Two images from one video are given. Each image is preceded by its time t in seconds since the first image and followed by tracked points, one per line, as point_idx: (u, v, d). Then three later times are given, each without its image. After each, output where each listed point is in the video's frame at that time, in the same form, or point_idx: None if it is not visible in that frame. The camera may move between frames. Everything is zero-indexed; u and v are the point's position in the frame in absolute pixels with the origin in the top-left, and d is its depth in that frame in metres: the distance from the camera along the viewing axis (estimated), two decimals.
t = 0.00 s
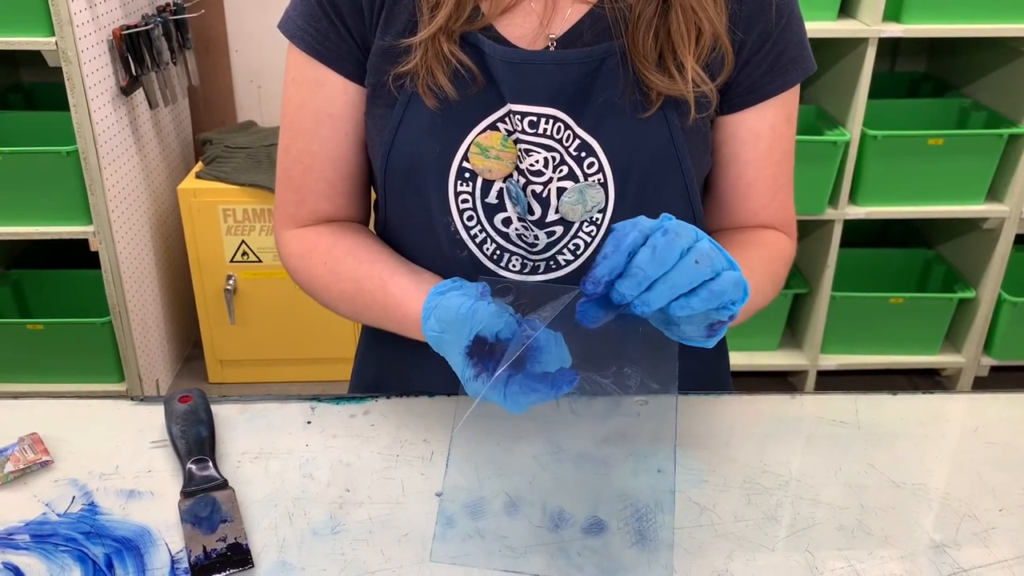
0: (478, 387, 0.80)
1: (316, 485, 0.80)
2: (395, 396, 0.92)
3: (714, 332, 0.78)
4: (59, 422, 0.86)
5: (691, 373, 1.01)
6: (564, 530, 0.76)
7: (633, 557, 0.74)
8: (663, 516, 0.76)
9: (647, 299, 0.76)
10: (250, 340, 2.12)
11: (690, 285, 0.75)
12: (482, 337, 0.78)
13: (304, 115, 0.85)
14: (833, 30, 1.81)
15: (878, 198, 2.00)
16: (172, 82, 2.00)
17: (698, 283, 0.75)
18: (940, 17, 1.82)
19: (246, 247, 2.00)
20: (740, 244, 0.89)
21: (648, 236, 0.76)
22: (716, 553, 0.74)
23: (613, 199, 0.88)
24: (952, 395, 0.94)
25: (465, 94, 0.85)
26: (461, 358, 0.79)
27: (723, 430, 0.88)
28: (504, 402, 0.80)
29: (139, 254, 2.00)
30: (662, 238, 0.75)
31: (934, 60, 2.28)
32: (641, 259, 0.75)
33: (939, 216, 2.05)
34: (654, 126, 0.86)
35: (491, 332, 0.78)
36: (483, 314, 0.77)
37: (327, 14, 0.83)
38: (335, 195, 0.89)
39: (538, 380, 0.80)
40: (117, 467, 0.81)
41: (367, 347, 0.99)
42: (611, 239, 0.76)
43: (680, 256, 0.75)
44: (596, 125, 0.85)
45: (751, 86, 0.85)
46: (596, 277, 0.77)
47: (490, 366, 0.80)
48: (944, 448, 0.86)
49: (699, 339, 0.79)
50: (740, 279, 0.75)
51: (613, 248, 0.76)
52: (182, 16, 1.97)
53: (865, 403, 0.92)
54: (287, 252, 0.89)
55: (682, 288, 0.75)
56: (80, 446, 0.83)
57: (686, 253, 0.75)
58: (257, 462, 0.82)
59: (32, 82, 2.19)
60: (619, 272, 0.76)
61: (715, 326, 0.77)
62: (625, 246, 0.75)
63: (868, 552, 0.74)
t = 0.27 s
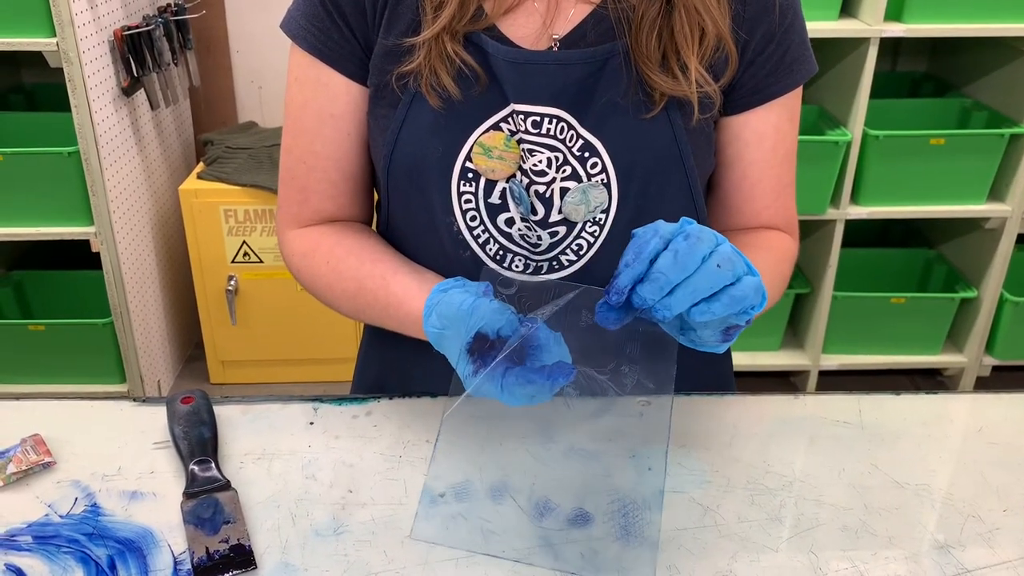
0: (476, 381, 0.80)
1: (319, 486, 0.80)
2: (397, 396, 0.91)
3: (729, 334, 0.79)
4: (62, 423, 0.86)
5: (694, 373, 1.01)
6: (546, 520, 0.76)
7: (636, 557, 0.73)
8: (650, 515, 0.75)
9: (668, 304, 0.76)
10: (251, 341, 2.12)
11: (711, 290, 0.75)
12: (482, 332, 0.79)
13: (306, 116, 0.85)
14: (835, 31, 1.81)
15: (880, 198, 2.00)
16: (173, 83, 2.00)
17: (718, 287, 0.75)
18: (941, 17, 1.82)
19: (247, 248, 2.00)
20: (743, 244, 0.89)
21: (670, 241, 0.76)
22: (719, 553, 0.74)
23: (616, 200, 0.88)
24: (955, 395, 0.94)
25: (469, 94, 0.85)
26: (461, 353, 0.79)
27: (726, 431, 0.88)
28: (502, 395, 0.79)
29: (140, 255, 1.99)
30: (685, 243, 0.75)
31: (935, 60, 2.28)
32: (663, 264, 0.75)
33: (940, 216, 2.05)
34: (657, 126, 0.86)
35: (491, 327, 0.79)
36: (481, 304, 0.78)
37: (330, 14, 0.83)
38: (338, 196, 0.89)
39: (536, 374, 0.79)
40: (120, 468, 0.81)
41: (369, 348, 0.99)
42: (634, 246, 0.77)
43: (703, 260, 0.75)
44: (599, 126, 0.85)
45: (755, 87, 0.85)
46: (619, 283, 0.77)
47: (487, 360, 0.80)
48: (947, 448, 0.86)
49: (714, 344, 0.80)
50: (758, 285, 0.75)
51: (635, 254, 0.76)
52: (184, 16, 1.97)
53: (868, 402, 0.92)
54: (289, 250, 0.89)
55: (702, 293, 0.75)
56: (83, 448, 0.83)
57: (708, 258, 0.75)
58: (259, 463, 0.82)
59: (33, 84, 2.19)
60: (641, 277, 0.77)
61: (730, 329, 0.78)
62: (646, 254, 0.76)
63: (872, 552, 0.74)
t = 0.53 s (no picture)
0: (469, 367, 0.78)
1: (318, 489, 0.80)
2: (397, 399, 0.91)
3: (725, 339, 0.79)
4: (62, 427, 0.86)
5: (694, 376, 1.00)
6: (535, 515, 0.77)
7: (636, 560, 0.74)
8: (630, 520, 0.76)
9: (665, 311, 0.76)
10: (252, 343, 2.12)
11: (708, 298, 0.75)
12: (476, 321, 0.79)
13: (306, 120, 0.85)
14: (834, 32, 1.81)
15: (880, 199, 2.00)
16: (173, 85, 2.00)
17: (715, 296, 0.75)
18: (941, 18, 1.82)
19: (247, 250, 2.00)
20: (742, 247, 0.89)
21: (671, 247, 0.76)
22: (719, 556, 0.74)
23: (615, 203, 0.88)
24: (954, 396, 0.94)
25: (469, 97, 0.85)
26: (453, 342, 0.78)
27: (725, 433, 0.88)
28: (494, 383, 0.78)
29: (141, 257, 2.00)
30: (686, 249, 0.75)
31: (936, 60, 2.28)
32: (663, 271, 0.75)
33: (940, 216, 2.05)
34: (656, 129, 0.86)
35: (486, 315, 0.79)
36: (475, 291, 0.79)
37: (330, 18, 0.83)
38: (338, 199, 0.89)
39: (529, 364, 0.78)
40: (119, 472, 0.81)
41: (368, 351, 0.99)
42: (635, 249, 0.76)
43: (702, 268, 0.75)
44: (599, 129, 0.85)
45: (754, 90, 0.85)
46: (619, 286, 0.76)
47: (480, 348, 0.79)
48: (946, 450, 0.86)
49: (714, 349, 0.80)
50: (751, 297, 0.76)
51: (636, 257, 0.75)
52: (184, 19, 1.97)
53: (868, 404, 0.92)
54: (290, 251, 0.89)
55: (700, 300, 0.75)
56: (83, 451, 0.83)
57: (707, 266, 0.75)
58: (259, 466, 0.82)
59: (33, 86, 2.19)
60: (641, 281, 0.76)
61: (728, 335, 0.78)
62: (648, 259, 0.75)
63: (872, 555, 0.74)
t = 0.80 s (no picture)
0: (466, 355, 0.76)
1: (321, 492, 0.79)
2: (399, 401, 0.91)
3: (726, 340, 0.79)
4: (64, 430, 0.86)
5: (697, 377, 1.00)
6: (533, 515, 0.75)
7: (639, 562, 0.74)
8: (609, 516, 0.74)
9: (670, 310, 0.75)
10: (254, 345, 2.12)
11: (713, 301, 0.75)
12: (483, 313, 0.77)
13: (308, 122, 0.85)
14: (836, 32, 1.80)
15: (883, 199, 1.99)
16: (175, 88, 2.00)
17: (720, 300, 0.75)
18: (943, 17, 1.82)
19: (249, 252, 2.00)
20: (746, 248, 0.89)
21: (689, 244, 0.75)
22: (722, 558, 0.74)
23: (618, 203, 0.88)
24: (958, 396, 0.93)
25: (472, 98, 0.85)
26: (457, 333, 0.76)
27: (728, 434, 0.87)
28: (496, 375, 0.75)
29: (143, 259, 2.00)
30: (702, 246, 0.75)
31: (937, 60, 2.27)
32: (677, 268, 0.74)
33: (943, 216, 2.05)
34: (660, 130, 0.86)
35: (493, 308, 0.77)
36: (478, 281, 0.77)
37: (332, 19, 0.83)
38: (340, 202, 0.89)
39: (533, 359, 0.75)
40: (122, 475, 0.81)
41: (371, 353, 0.99)
42: (656, 242, 0.76)
43: (713, 270, 0.74)
44: (602, 130, 0.86)
45: (758, 90, 0.85)
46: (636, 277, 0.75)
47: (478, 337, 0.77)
48: (950, 450, 0.86)
49: (713, 349, 0.80)
50: (751, 306, 0.75)
51: (657, 250, 0.75)
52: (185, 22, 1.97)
53: (871, 405, 0.92)
54: (291, 255, 0.89)
55: (704, 304, 0.75)
56: (86, 455, 0.83)
57: (719, 268, 0.74)
58: (262, 469, 0.82)
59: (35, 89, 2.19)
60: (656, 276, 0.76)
61: (729, 337, 0.78)
62: (665, 254, 0.75)
63: (876, 556, 0.74)
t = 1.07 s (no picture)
0: (472, 356, 0.76)
1: (328, 496, 0.79)
2: (405, 406, 0.91)
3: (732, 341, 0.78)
4: (71, 435, 0.86)
5: (703, 380, 1.00)
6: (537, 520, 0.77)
7: (647, 565, 0.73)
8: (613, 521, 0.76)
9: (682, 309, 0.75)
10: (259, 349, 2.12)
11: (724, 301, 0.75)
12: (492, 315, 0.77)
13: (314, 127, 0.85)
14: (839, 33, 1.80)
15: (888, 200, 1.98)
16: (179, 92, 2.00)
17: (729, 300, 0.75)
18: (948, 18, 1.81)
19: (255, 256, 2.00)
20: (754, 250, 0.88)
21: (702, 241, 0.75)
22: (730, 562, 0.74)
23: (624, 207, 0.87)
24: (964, 398, 0.93)
25: (479, 100, 0.85)
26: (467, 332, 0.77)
27: (735, 437, 0.87)
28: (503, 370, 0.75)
29: (148, 264, 2.00)
30: (715, 246, 0.75)
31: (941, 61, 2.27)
32: (691, 266, 0.74)
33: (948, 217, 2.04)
34: (668, 131, 0.86)
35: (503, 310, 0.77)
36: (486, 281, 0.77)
37: (338, 22, 0.83)
38: (346, 206, 0.89)
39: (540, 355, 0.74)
40: (129, 480, 0.81)
41: (377, 357, 0.99)
42: (670, 239, 0.76)
43: (726, 269, 0.74)
44: (609, 133, 0.86)
45: (767, 91, 0.85)
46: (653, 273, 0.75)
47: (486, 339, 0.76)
48: (958, 452, 0.85)
49: (717, 348, 0.79)
50: (761, 306, 0.75)
51: (670, 247, 0.75)
52: (190, 26, 1.97)
53: (878, 407, 0.92)
54: (294, 261, 0.89)
55: (715, 303, 0.75)
56: (93, 460, 0.83)
57: (731, 268, 0.75)
58: (269, 473, 0.82)
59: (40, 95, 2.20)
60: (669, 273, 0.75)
61: (733, 339, 0.78)
62: (679, 251, 0.75)
63: (884, 559, 0.74)
